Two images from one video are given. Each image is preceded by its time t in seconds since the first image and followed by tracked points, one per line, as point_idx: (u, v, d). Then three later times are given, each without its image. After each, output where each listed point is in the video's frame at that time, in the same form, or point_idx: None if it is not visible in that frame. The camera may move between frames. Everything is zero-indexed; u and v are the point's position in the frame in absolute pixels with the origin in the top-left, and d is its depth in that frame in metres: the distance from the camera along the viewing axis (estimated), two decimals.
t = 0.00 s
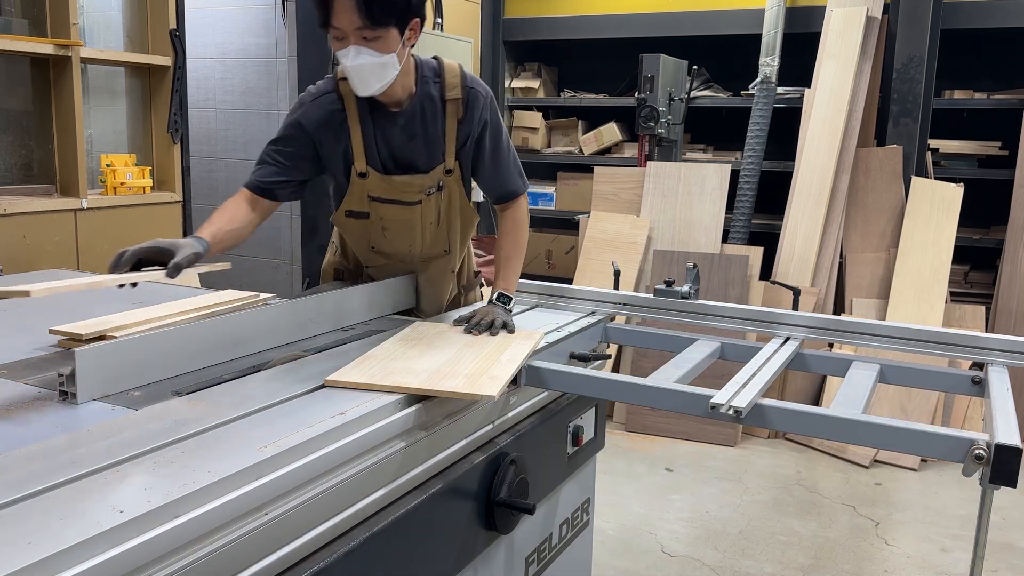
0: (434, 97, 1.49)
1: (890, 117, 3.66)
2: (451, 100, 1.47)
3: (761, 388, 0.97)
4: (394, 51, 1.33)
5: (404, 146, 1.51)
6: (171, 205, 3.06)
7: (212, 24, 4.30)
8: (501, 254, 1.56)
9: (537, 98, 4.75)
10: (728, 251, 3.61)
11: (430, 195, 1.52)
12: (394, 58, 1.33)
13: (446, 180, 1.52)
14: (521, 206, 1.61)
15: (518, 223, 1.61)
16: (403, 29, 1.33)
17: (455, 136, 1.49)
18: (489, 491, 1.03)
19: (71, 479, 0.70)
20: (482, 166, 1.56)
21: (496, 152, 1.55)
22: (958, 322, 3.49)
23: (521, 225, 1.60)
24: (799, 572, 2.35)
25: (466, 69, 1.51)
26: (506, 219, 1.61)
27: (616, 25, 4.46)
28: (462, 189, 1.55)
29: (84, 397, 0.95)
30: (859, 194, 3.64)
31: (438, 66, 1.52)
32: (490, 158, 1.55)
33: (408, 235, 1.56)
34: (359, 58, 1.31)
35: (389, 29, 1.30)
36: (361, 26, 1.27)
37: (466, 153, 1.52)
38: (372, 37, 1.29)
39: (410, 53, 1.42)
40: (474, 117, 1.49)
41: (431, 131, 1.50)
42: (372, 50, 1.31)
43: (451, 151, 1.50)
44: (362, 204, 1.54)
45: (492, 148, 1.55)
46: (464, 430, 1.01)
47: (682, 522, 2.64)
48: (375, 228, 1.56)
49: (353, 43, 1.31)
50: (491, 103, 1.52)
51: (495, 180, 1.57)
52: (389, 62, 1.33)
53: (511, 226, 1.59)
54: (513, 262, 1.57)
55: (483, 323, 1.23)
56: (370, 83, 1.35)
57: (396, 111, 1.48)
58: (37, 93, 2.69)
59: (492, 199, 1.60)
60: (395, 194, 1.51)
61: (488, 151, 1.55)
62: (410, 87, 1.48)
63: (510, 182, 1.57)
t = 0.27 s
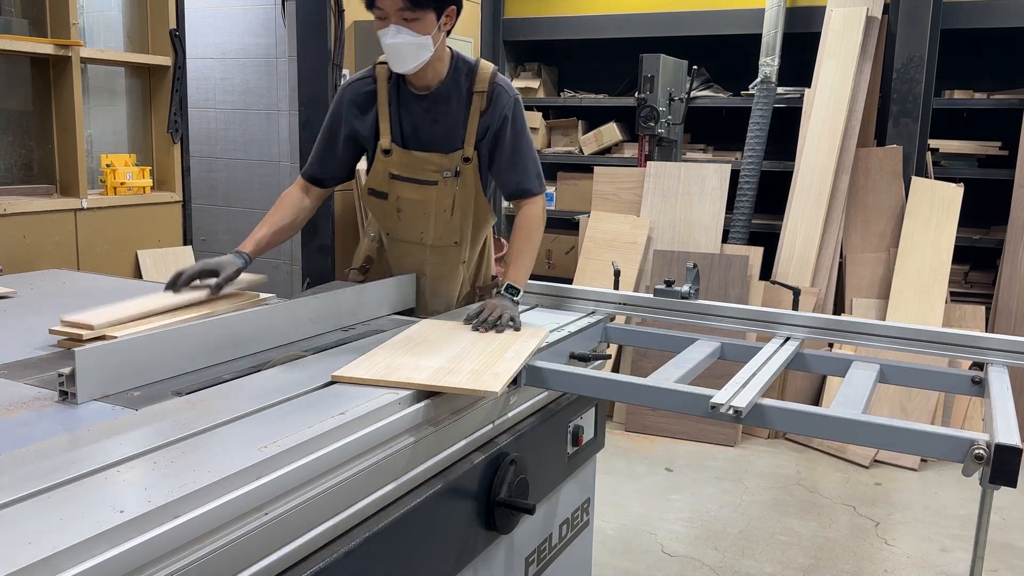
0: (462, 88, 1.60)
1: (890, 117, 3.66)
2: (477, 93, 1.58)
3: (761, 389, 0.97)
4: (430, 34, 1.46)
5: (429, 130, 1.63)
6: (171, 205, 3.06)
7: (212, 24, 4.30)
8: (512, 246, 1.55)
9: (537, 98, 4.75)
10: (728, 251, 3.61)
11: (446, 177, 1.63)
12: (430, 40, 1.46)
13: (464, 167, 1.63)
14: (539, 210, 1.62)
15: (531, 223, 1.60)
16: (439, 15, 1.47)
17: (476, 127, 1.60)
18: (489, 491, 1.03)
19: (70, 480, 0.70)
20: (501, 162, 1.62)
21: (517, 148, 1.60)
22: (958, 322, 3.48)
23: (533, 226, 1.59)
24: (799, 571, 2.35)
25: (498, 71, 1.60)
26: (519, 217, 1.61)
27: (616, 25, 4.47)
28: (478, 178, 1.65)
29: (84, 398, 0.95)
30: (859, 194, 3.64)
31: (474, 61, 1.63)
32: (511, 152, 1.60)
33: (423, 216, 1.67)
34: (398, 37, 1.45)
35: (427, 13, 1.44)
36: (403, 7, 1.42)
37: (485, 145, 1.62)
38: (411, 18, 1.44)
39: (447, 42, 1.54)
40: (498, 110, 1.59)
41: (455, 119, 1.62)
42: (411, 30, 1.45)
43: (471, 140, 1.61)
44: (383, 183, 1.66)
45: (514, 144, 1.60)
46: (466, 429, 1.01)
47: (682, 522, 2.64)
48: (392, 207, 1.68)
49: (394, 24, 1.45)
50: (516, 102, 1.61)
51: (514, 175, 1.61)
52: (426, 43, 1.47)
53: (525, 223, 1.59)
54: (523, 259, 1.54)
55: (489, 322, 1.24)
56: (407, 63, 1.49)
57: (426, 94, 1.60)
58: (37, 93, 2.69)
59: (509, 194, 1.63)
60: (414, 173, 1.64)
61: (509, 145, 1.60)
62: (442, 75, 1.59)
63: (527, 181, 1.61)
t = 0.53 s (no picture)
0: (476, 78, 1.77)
1: (890, 117, 3.66)
2: (491, 79, 1.74)
3: (760, 388, 0.97)
4: (455, 24, 1.58)
5: (448, 118, 1.81)
6: (172, 205, 3.06)
7: (212, 24, 4.30)
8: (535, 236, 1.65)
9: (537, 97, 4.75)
10: (728, 251, 3.61)
11: (464, 159, 1.82)
12: (454, 30, 1.58)
13: (481, 150, 1.81)
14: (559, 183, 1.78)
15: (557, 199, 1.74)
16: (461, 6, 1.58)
17: (491, 110, 1.76)
18: (489, 491, 1.03)
19: (69, 479, 0.70)
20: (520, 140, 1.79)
21: (532, 127, 1.77)
22: (958, 322, 3.48)
23: (559, 199, 1.74)
24: (799, 571, 2.35)
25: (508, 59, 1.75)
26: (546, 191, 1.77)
27: (616, 25, 4.47)
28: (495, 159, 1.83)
29: (84, 399, 0.95)
30: (859, 194, 3.64)
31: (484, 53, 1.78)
32: (528, 130, 1.77)
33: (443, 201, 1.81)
34: (426, 29, 1.55)
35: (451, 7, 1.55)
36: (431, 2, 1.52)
37: (501, 128, 1.79)
38: (438, 11, 1.54)
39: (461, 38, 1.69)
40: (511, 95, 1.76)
41: (471, 106, 1.79)
42: (437, 23, 1.56)
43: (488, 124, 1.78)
44: (406, 170, 1.86)
45: (529, 124, 1.77)
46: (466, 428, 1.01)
47: (682, 522, 2.64)
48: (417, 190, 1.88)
49: (421, 17, 1.55)
50: (528, 86, 1.77)
51: (535, 152, 1.77)
52: (451, 34, 1.59)
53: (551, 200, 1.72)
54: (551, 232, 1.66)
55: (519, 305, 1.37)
56: (432, 52, 1.61)
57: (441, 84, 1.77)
58: (37, 94, 2.69)
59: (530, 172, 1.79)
60: (433, 157, 1.82)
61: (526, 124, 1.76)
62: (457, 65, 1.75)
63: (546, 157, 1.77)
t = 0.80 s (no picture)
0: (411, 116, 1.46)
1: (890, 117, 3.65)
2: (427, 117, 1.45)
3: (755, 398, 0.97)
4: (370, 86, 1.30)
5: (390, 171, 1.48)
6: (171, 205, 3.06)
7: (212, 24, 4.30)
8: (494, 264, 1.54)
9: (537, 97, 4.75)
10: (728, 251, 3.61)
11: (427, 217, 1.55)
12: (370, 93, 1.30)
13: (439, 200, 1.55)
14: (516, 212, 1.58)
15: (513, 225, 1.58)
16: (375, 60, 1.30)
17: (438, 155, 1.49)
18: (489, 491, 1.03)
19: (70, 479, 0.70)
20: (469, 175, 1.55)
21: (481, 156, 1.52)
22: (959, 322, 3.48)
23: (516, 230, 1.57)
24: (800, 572, 2.35)
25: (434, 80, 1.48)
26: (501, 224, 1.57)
27: (616, 25, 4.46)
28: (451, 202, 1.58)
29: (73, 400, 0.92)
30: (859, 194, 3.64)
31: (403, 81, 1.47)
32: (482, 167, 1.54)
33: (407, 250, 1.57)
34: (338, 100, 1.28)
35: (361, 63, 1.27)
36: (335, 65, 1.24)
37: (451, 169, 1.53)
38: (347, 74, 1.26)
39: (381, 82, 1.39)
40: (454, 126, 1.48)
41: (411, 150, 1.48)
42: (348, 87, 1.28)
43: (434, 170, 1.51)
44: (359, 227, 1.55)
45: (477, 155, 1.52)
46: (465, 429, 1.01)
47: (683, 522, 2.64)
48: (372, 245, 1.59)
49: (328, 86, 1.27)
50: (468, 113, 1.50)
51: (484, 192, 1.55)
52: (366, 98, 1.30)
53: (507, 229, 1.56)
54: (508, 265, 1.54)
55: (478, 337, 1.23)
56: (351, 122, 1.33)
57: (375, 144, 1.44)
58: (37, 94, 2.69)
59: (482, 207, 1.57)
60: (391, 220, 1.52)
61: (475, 164, 1.53)
62: (387, 117, 1.43)
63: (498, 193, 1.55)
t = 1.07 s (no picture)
0: (415, 105, 1.46)
1: (890, 117, 3.65)
2: (433, 108, 1.45)
3: (755, 398, 0.97)
4: (382, 71, 1.31)
5: (391, 157, 1.49)
6: (171, 205, 3.06)
7: (212, 24, 4.30)
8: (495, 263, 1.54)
9: (537, 97, 4.75)
10: (728, 251, 3.61)
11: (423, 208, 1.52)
12: (383, 77, 1.31)
13: (438, 189, 1.52)
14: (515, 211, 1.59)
15: (513, 225, 1.59)
16: (388, 45, 1.30)
17: (440, 145, 1.48)
18: (489, 491, 1.03)
19: (69, 480, 0.70)
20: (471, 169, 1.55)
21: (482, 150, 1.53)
22: (959, 322, 3.48)
23: (516, 230, 1.58)
24: (800, 572, 2.35)
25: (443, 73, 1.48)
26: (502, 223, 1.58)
27: (616, 25, 4.46)
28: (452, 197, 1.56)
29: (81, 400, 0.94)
30: (859, 194, 3.64)
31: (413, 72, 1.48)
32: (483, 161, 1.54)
33: (404, 243, 1.55)
34: (350, 84, 1.30)
35: (375, 50, 1.28)
36: (349, 51, 1.24)
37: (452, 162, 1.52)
38: (361, 60, 1.27)
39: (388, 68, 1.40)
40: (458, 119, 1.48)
41: (414, 140, 1.48)
42: (361, 71, 1.29)
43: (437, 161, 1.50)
44: (357, 214, 1.53)
45: (480, 150, 1.53)
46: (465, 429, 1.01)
47: (683, 522, 2.64)
48: (369, 236, 1.56)
49: (341, 70, 1.28)
50: (474, 108, 1.50)
51: (485, 185, 1.56)
52: (378, 82, 1.31)
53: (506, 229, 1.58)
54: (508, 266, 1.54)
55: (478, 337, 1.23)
56: (362, 105, 1.34)
57: (378, 128, 1.45)
58: (37, 94, 2.69)
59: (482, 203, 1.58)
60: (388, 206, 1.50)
61: (477, 158, 1.53)
62: (392, 103, 1.44)
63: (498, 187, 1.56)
